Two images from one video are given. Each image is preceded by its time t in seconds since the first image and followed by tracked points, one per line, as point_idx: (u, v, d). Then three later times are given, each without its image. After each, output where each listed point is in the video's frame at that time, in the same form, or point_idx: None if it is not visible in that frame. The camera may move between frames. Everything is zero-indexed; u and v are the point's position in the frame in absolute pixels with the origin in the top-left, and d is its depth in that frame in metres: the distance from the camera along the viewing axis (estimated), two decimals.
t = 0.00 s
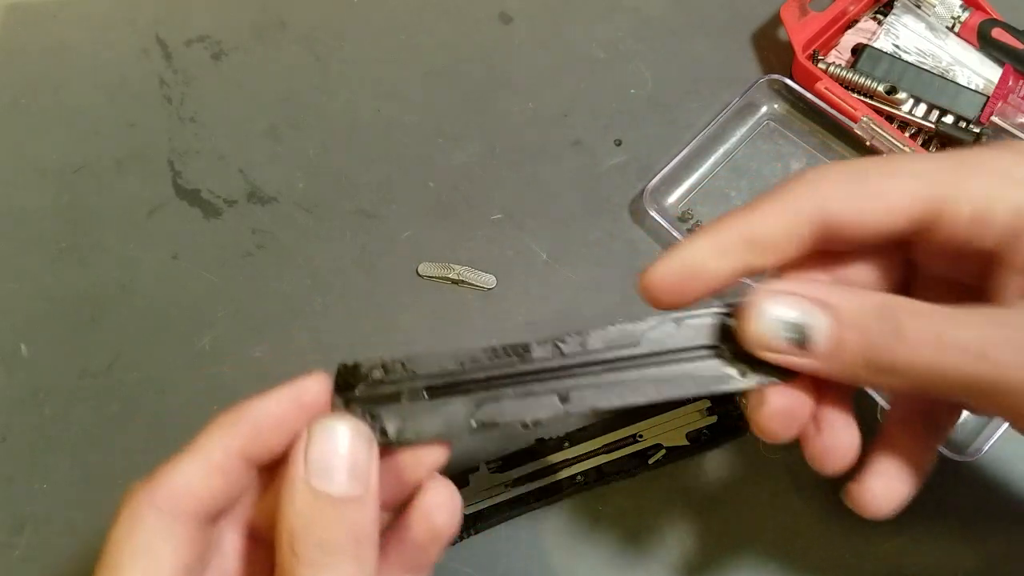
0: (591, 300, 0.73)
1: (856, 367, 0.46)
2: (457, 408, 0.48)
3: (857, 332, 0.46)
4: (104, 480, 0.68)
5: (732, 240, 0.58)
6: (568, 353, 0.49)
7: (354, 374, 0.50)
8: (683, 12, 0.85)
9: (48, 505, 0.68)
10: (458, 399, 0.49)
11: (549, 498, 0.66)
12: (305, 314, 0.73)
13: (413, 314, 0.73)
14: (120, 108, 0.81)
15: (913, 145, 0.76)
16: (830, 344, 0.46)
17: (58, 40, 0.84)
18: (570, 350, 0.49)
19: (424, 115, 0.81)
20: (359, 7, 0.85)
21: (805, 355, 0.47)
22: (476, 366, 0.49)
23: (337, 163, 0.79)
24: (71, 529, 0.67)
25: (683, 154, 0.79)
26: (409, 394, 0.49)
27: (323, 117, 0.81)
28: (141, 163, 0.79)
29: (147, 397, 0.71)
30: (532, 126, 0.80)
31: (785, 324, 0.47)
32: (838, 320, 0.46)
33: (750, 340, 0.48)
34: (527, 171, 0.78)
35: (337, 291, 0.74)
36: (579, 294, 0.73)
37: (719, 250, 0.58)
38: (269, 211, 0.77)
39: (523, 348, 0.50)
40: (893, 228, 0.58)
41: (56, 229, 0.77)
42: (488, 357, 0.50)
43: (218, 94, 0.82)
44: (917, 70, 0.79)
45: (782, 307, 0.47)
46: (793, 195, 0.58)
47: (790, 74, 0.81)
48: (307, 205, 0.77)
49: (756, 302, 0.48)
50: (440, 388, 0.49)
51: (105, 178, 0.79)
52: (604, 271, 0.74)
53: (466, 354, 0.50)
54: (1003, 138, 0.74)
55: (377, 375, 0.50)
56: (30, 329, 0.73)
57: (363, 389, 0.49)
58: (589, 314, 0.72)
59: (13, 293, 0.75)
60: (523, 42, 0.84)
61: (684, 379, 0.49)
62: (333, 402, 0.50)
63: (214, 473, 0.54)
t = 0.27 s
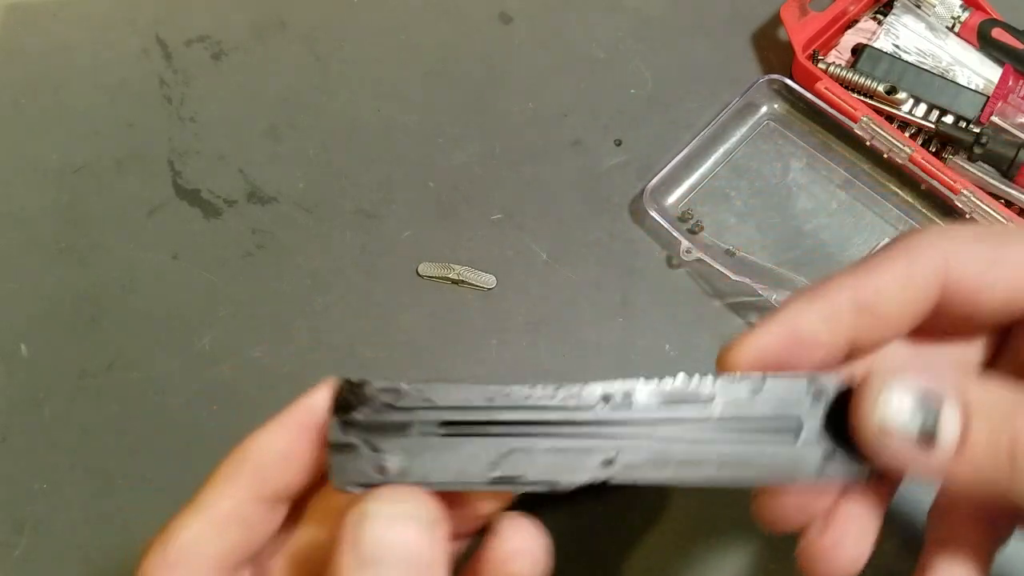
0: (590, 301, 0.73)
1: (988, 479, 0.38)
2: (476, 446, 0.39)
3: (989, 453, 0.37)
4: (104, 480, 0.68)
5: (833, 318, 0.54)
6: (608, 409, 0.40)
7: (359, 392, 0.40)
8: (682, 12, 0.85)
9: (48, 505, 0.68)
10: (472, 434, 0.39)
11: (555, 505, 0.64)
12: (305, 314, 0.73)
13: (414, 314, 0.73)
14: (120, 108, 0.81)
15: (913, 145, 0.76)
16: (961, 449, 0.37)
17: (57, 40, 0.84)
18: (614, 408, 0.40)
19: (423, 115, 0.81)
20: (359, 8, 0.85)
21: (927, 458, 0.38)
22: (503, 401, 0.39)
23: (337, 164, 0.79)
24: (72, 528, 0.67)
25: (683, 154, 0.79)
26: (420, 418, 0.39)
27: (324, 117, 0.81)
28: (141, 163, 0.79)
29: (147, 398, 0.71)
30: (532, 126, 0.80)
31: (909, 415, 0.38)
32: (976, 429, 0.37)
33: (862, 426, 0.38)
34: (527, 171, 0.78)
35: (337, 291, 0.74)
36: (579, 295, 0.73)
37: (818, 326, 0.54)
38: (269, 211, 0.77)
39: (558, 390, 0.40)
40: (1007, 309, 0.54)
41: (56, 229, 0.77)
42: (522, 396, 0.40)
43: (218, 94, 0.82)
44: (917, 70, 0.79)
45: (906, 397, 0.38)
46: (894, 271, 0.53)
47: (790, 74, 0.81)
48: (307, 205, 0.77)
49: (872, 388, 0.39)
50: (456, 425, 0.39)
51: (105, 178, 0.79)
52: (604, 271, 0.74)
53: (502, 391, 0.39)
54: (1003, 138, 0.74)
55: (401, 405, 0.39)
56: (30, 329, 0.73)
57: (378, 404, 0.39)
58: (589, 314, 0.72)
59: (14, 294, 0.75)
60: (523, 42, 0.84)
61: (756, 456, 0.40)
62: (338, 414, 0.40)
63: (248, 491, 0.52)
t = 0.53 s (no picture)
0: (590, 300, 0.73)
1: (847, 557, 0.39)
2: (460, 379, 0.39)
3: (870, 529, 0.38)
4: (104, 480, 0.68)
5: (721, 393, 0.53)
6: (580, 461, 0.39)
7: (402, 252, 0.39)
8: (682, 12, 0.84)
9: (48, 505, 0.68)
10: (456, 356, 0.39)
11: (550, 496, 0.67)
12: (305, 314, 0.73)
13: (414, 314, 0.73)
14: (120, 108, 0.81)
15: (913, 145, 0.76)
16: (834, 520, 0.38)
17: (57, 40, 0.84)
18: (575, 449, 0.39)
19: (423, 115, 0.81)
20: (359, 8, 0.85)
21: (797, 538, 0.39)
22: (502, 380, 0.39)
23: (337, 164, 0.79)
24: (72, 528, 0.67)
25: (683, 154, 0.79)
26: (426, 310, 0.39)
27: (323, 117, 0.81)
28: (141, 163, 0.79)
29: (147, 397, 0.71)
30: (532, 126, 0.80)
31: (784, 488, 0.39)
32: (849, 498, 0.38)
33: (735, 508, 0.40)
34: (526, 171, 0.78)
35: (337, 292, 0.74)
36: (580, 295, 0.73)
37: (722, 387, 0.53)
38: (269, 211, 0.77)
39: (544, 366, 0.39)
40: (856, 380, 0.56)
41: (56, 229, 0.77)
42: (550, 393, 0.39)
43: (218, 94, 0.82)
44: (917, 70, 0.79)
45: (782, 466, 0.39)
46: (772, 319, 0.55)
47: (790, 74, 0.81)
48: (307, 205, 0.77)
49: (749, 455, 0.40)
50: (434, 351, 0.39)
51: (105, 178, 0.79)
52: (604, 270, 0.74)
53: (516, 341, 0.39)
54: (1003, 138, 0.74)
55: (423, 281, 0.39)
56: (30, 329, 0.73)
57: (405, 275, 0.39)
58: (589, 314, 0.72)
59: (14, 294, 0.75)
60: (522, 42, 0.84)
61: (659, 500, 0.39)
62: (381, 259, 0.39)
63: (309, 433, 0.48)
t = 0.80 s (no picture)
0: (590, 301, 0.72)
1: None
2: (479, 336, 0.42)
3: (827, 544, 0.37)
4: (100, 482, 0.68)
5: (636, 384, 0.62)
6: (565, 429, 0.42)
7: (446, 192, 0.42)
8: (685, 9, 0.84)
9: (43, 507, 0.67)
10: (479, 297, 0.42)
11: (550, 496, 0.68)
12: (304, 315, 0.72)
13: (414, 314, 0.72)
14: (117, 106, 0.81)
15: (918, 143, 0.75)
16: (796, 538, 0.37)
17: (53, 38, 0.83)
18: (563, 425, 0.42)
19: (423, 114, 0.80)
20: (358, 5, 0.85)
21: (756, 565, 0.38)
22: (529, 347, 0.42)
23: (335, 163, 0.78)
24: (68, 530, 0.66)
25: (685, 153, 0.78)
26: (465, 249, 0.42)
27: (322, 116, 0.80)
28: (138, 162, 0.78)
29: (144, 398, 0.70)
30: (533, 124, 0.79)
31: (747, 517, 0.37)
32: (804, 516, 0.37)
33: (702, 538, 0.37)
34: (527, 170, 0.77)
35: (336, 292, 0.73)
36: (581, 295, 0.72)
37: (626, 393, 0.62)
38: (267, 211, 0.76)
39: (538, 318, 0.42)
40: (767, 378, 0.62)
41: (52, 229, 0.76)
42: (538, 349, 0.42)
43: (215, 93, 0.81)
44: (922, 67, 0.78)
45: (742, 492, 0.37)
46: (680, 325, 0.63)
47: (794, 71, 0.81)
48: (306, 205, 0.76)
49: (702, 488, 0.38)
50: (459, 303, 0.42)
51: (102, 178, 0.78)
52: (605, 270, 0.73)
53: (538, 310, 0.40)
54: (1009, 136, 0.73)
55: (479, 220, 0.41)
56: (26, 330, 0.73)
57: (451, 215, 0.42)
58: (590, 314, 0.72)
59: (10, 294, 0.74)
60: (523, 40, 0.83)
61: (605, 459, 0.43)
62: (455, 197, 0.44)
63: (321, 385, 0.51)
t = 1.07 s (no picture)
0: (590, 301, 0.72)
1: (785, 546, 0.40)
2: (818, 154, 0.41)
3: (813, 513, 0.39)
4: (98, 483, 0.68)
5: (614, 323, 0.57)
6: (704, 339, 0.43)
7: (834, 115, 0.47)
8: (685, 8, 0.83)
9: (40, 508, 0.67)
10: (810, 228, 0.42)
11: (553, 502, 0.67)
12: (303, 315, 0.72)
13: (414, 314, 0.72)
14: (115, 105, 0.80)
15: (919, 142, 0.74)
16: (778, 520, 0.38)
17: (51, 37, 0.83)
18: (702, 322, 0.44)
19: (423, 113, 0.80)
20: (357, 4, 0.84)
21: (739, 550, 0.39)
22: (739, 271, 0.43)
23: (334, 162, 0.78)
24: (66, 532, 0.66)
25: (686, 152, 0.78)
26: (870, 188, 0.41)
27: (321, 115, 0.80)
28: (137, 162, 0.78)
29: (142, 399, 0.70)
30: (533, 123, 0.79)
31: (735, 506, 0.38)
32: (790, 496, 0.38)
33: (691, 537, 0.37)
34: (527, 169, 0.77)
35: (336, 292, 0.73)
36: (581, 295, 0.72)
37: (604, 343, 0.56)
38: (266, 211, 0.76)
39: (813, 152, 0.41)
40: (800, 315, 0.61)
41: (50, 229, 0.76)
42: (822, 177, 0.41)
43: (214, 92, 0.81)
44: (923, 66, 0.77)
45: (730, 481, 0.38)
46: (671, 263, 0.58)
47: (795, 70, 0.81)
48: (305, 204, 0.76)
49: (695, 479, 0.37)
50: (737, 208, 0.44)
51: (100, 177, 0.78)
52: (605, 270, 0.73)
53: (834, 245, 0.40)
54: (1010, 135, 0.74)
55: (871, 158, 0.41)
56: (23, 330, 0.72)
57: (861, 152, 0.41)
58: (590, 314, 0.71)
59: (8, 295, 0.74)
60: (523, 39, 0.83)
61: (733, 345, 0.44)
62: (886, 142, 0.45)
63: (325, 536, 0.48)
